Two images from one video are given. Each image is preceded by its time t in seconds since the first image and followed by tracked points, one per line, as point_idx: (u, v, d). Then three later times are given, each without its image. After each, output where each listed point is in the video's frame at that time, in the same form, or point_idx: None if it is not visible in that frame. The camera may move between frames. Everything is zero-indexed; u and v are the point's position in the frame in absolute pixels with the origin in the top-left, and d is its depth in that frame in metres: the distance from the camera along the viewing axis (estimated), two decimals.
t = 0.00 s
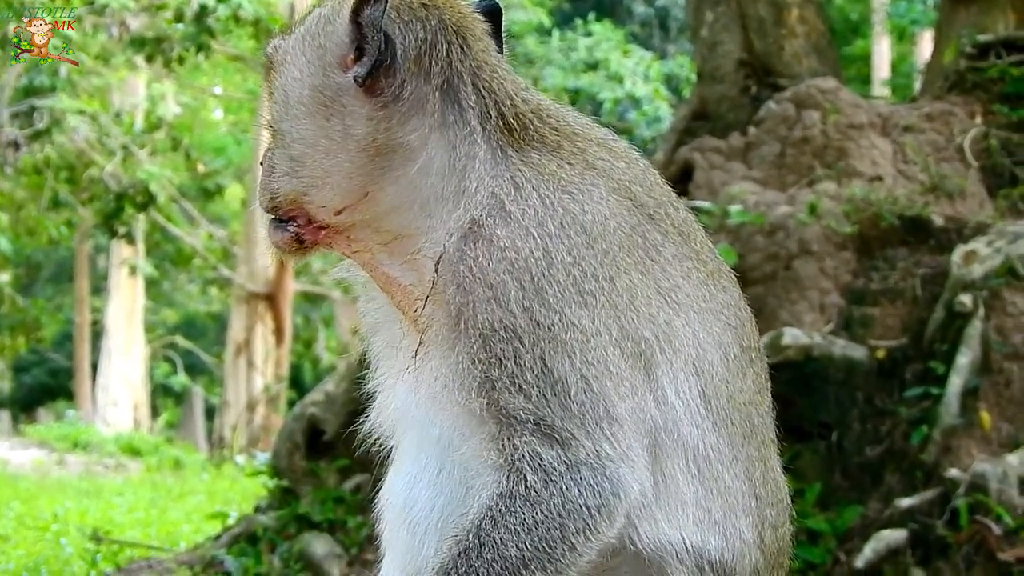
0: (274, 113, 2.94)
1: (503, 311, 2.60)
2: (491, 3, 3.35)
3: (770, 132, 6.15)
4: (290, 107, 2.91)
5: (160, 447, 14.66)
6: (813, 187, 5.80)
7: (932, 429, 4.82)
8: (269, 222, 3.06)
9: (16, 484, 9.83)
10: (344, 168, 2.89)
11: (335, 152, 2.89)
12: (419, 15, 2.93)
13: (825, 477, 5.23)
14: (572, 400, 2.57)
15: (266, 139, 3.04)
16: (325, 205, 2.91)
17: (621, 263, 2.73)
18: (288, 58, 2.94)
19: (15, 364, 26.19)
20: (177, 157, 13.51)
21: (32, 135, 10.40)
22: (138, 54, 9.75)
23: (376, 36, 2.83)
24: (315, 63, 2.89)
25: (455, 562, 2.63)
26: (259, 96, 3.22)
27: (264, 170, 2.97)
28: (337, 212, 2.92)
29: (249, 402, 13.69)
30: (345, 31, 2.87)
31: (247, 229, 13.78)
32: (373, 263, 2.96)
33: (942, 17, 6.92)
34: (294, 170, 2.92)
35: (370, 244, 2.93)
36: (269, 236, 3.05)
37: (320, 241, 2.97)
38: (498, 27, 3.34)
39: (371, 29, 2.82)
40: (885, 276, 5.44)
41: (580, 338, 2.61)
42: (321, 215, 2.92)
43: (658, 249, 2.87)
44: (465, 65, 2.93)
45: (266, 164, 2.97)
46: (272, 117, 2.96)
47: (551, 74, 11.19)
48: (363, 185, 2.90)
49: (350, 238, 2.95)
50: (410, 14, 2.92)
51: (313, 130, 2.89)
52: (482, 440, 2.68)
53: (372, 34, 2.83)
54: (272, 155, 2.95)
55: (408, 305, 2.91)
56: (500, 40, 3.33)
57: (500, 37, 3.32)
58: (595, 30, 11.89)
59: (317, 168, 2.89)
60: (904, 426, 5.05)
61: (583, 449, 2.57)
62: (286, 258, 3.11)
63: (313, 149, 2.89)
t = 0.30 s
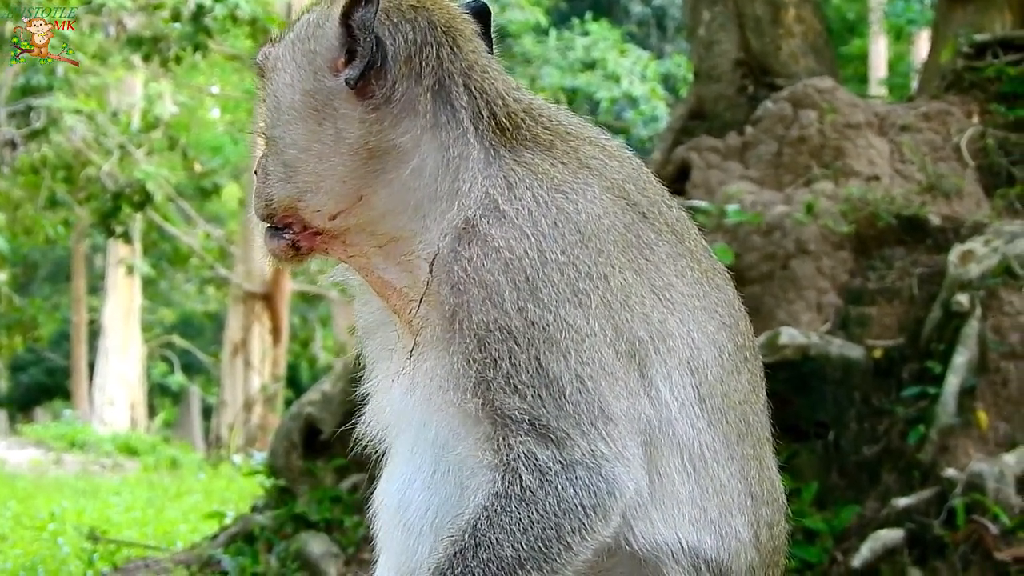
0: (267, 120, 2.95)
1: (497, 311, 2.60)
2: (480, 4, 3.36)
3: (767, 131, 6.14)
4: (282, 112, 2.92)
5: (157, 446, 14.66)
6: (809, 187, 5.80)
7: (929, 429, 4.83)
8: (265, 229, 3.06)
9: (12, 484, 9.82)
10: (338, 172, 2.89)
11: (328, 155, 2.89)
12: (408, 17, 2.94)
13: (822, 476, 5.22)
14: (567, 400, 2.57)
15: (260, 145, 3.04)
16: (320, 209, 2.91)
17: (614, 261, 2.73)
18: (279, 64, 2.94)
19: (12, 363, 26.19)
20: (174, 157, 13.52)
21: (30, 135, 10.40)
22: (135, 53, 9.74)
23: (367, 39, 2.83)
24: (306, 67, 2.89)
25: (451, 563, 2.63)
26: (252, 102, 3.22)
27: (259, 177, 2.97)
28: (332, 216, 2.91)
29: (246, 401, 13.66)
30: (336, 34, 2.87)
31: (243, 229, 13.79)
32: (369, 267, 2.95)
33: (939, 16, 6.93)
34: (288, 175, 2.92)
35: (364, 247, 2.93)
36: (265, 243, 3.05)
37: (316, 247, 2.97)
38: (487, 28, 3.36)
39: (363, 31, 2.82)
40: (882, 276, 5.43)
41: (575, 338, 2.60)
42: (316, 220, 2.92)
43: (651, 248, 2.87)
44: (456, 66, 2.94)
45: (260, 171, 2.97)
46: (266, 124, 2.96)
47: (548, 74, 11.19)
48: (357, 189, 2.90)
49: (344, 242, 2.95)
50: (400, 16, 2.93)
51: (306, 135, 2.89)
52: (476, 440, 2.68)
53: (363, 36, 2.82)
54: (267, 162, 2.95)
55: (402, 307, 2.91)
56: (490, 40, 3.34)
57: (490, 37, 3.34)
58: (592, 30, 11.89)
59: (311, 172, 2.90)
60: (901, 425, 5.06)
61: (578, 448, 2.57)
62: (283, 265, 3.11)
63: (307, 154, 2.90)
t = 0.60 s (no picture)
0: (264, 127, 2.95)
1: (496, 313, 2.59)
2: (475, 6, 3.37)
3: (764, 132, 6.13)
4: (277, 118, 2.91)
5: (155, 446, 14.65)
6: (807, 187, 5.79)
7: (927, 429, 4.82)
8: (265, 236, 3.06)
9: (9, 484, 9.81)
10: (336, 177, 2.88)
11: (325, 160, 2.88)
12: (402, 20, 2.94)
13: (819, 477, 5.22)
14: (566, 401, 2.56)
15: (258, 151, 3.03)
16: (319, 214, 2.91)
17: (613, 263, 2.73)
18: (274, 70, 2.94)
19: (9, 364, 26.18)
20: (172, 157, 13.52)
21: (26, 135, 10.40)
22: (131, 54, 9.74)
23: (362, 41, 2.82)
24: (301, 73, 2.89)
25: (451, 564, 2.62)
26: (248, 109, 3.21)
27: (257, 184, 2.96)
28: (331, 221, 2.91)
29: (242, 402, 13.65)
30: (331, 37, 2.86)
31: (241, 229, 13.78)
32: (369, 271, 2.94)
33: (936, 17, 6.93)
34: (286, 181, 2.91)
35: (364, 251, 2.92)
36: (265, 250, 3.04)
37: (316, 253, 2.97)
38: (482, 30, 3.36)
39: (359, 34, 2.82)
40: (879, 277, 5.41)
41: (574, 339, 2.60)
42: (315, 225, 2.92)
43: (650, 249, 2.86)
44: (452, 68, 2.93)
45: (258, 177, 2.96)
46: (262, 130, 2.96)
47: (545, 74, 11.18)
48: (356, 193, 2.89)
49: (344, 246, 2.94)
50: (394, 19, 2.92)
51: (302, 140, 2.89)
52: (475, 442, 2.68)
53: (359, 39, 2.82)
54: (264, 169, 2.95)
55: (401, 310, 2.91)
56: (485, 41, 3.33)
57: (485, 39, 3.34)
58: (589, 31, 11.88)
59: (308, 177, 2.89)
60: (898, 426, 5.04)
61: (577, 450, 2.56)
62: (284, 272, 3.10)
63: (306, 158, 2.89)
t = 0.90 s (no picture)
0: (262, 132, 2.95)
1: (496, 313, 2.59)
2: (471, 7, 3.36)
3: (764, 133, 6.13)
4: (275, 123, 2.92)
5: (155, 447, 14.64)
6: (807, 188, 5.79)
7: (927, 429, 4.82)
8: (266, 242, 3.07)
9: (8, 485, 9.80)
10: (335, 180, 2.88)
11: (323, 163, 2.89)
12: (398, 22, 2.94)
13: (819, 477, 5.23)
14: (566, 401, 2.56)
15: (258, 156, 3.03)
16: (319, 218, 2.91)
17: (613, 262, 2.73)
18: (271, 75, 2.94)
19: (9, 365, 26.18)
20: (171, 158, 13.52)
21: (26, 136, 10.40)
22: (131, 55, 9.74)
23: (358, 43, 2.82)
24: (297, 77, 2.89)
25: (452, 564, 2.62)
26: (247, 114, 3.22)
27: (258, 191, 2.96)
28: (331, 225, 2.91)
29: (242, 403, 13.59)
30: (326, 40, 2.86)
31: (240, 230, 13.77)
32: (370, 274, 2.94)
33: (936, 17, 6.93)
34: (285, 185, 2.92)
35: (364, 254, 2.92)
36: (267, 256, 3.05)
37: (318, 257, 2.97)
38: (479, 30, 3.35)
39: (353, 35, 2.81)
40: (879, 277, 5.40)
41: (573, 339, 2.60)
42: (316, 229, 2.92)
43: (650, 249, 2.86)
44: (448, 68, 2.93)
45: (259, 183, 2.97)
46: (261, 135, 2.96)
47: (545, 75, 11.18)
48: (355, 196, 2.89)
49: (344, 250, 2.95)
50: (388, 21, 2.92)
51: (300, 144, 2.89)
52: (476, 442, 2.68)
53: (354, 42, 2.81)
54: (263, 174, 2.95)
55: (401, 312, 2.91)
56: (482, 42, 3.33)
57: (482, 40, 3.33)
58: (588, 32, 11.89)
59: (307, 181, 2.89)
60: (898, 426, 5.04)
61: (577, 449, 2.56)
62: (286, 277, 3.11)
63: (305, 163, 2.89)
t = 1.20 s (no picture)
0: (262, 133, 2.96)
1: (496, 310, 2.59)
2: (470, 5, 3.36)
3: (764, 133, 6.14)
4: (275, 123, 2.93)
5: (154, 447, 14.64)
6: (806, 188, 5.79)
7: (927, 429, 4.82)
8: (268, 243, 3.08)
9: (9, 485, 9.81)
10: (335, 179, 2.88)
11: (322, 162, 2.89)
12: (395, 20, 2.94)
13: (819, 477, 5.23)
14: (566, 398, 2.56)
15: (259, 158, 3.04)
16: (319, 218, 2.91)
17: (612, 258, 2.73)
18: (270, 76, 2.95)
19: (9, 365, 26.18)
20: (171, 158, 13.51)
21: (27, 137, 10.40)
22: (131, 55, 9.73)
23: (356, 42, 2.83)
24: (296, 77, 2.90)
25: (451, 561, 2.62)
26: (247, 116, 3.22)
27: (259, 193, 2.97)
28: (331, 225, 2.92)
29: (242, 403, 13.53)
30: (324, 39, 2.88)
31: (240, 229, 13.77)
32: (371, 273, 2.94)
33: (936, 17, 6.93)
34: (285, 185, 2.92)
35: (365, 253, 2.92)
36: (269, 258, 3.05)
37: (320, 257, 2.98)
38: (478, 29, 3.36)
39: (352, 32, 2.82)
40: (879, 277, 5.40)
41: (573, 336, 2.59)
42: (317, 229, 2.93)
43: (650, 246, 2.86)
44: (446, 66, 2.93)
45: (261, 184, 2.97)
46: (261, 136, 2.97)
47: (545, 75, 11.18)
48: (354, 196, 2.89)
49: (344, 250, 2.95)
50: (386, 19, 2.93)
51: (300, 144, 2.90)
52: (476, 439, 2.67)
53: (352, 40, 2.83)
54: (265, 174, 2.96)
55: (401, 310, 2.91)
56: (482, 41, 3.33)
57: (482, 38, 3.34)
58: (588, 31, 11.89)
59: (307, 180, 2.90)
60: (898, 426, 5.05)
61: (577, 446, 2.56)
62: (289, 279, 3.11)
63: (305, 162, 2.90)
